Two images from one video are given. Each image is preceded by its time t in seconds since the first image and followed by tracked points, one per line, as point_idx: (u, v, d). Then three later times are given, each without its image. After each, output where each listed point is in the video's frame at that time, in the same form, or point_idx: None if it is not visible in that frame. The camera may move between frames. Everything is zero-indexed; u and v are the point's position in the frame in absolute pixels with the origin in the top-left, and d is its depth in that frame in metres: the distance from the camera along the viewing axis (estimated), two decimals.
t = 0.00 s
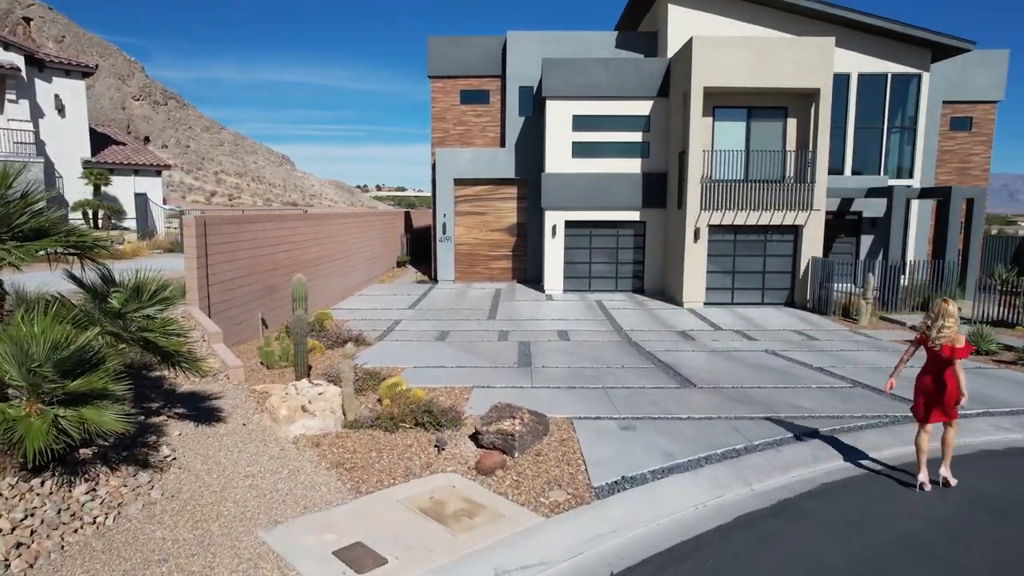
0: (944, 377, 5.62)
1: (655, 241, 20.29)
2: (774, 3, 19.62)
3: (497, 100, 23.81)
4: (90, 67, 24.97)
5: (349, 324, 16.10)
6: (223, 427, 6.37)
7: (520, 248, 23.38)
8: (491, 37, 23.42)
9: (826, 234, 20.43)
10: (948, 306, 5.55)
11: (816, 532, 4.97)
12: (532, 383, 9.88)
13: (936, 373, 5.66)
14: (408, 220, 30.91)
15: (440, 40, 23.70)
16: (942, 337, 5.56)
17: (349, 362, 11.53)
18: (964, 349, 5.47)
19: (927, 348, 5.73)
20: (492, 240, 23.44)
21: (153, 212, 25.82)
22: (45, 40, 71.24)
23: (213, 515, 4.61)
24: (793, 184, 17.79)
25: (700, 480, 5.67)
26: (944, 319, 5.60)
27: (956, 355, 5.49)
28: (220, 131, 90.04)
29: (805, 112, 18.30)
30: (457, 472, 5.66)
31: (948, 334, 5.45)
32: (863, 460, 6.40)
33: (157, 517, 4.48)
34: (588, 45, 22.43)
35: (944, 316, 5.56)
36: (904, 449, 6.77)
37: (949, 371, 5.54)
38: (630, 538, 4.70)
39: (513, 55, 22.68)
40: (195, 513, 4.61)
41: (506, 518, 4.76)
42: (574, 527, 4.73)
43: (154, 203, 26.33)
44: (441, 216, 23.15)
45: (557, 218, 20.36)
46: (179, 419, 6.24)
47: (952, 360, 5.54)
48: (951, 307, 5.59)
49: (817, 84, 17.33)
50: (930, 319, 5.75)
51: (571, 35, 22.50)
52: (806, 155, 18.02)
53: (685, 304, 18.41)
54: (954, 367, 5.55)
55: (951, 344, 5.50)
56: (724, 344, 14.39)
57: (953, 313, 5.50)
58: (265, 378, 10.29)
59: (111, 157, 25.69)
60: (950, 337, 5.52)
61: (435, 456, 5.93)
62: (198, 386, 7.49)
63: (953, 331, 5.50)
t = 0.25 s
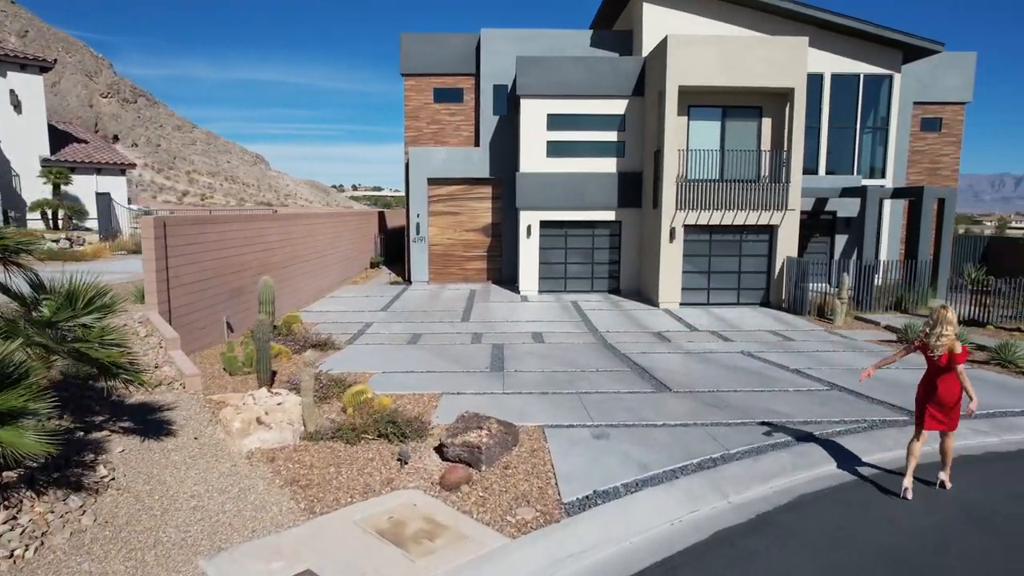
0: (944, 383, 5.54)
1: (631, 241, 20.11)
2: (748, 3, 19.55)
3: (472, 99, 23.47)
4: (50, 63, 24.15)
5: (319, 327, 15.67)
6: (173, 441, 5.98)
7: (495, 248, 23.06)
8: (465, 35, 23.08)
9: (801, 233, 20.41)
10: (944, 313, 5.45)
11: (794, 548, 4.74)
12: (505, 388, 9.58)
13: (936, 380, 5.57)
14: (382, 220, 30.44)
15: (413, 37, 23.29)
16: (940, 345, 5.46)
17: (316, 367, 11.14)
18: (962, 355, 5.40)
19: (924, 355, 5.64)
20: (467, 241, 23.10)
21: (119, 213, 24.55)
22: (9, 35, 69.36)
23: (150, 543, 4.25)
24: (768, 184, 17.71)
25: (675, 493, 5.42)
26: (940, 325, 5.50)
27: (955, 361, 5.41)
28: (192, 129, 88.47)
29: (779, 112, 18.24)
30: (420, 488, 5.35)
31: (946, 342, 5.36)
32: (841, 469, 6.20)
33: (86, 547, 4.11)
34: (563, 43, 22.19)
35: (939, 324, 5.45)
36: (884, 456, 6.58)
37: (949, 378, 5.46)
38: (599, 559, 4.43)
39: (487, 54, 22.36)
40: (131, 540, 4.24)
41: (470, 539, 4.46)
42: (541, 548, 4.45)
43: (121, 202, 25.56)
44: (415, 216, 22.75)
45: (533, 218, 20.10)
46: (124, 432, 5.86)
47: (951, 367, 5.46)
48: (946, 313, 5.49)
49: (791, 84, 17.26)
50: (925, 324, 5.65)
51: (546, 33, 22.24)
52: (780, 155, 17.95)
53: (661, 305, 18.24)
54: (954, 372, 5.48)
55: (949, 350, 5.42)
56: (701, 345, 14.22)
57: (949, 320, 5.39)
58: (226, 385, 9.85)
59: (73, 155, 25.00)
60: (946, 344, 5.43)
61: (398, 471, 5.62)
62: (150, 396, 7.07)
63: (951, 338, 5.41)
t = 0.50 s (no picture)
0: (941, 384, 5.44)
1: (606, 241, 19.92)
2: (722, 2, 19.44)
3: (445, 97, 23.11)
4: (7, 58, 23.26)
5: (286, 331, 15.22)
6: (113, 458, 5.58)
7: (470, 249, 22.73)
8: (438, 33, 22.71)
9: (775, 233, 20.36)
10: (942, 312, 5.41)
11: (770, 565, 4.51)
12: (474, 394, 9.25)
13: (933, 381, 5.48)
14: (355, 220, 29.93)
15: (385, 34, 22.86)
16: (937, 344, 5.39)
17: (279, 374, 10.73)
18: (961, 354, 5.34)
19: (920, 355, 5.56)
20: (441, 241, 22.74)
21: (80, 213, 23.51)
22: None
23: None
24: (743, 184, 17.60)
25: (647, 507, 5.16)
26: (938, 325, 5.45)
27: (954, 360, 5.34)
28: (163, 128, 86.80)
29: (753, 112, 18.14)
30: (376, 506, 5.03)
31: (946, 339, 5.29)
32: (818, 479, 5.99)
33: None
34: (537, 41, 21.92)
35: (938, 323, 5.40)
36: (862, 464, 6.39)
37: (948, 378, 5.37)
38: None
39: (461, 52, 22.02)
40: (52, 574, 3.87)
41: (427, 564, 4.15)
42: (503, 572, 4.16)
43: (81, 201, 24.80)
44: (388, 216, 22.34)
45: (507, 218, 19.80)
46: (60, 449, 5.46)
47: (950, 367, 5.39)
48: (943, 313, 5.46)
49: (766, 83, 17.17)
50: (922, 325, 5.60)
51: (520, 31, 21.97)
52: (755, 155, 17.85)
53: (637, 306, 18.05)
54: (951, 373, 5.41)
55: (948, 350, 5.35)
56: (676, 347, 14.03)
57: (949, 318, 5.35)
58: (184, 393, 9.41)
59: (32, 154, 24.11)
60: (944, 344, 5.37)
61: (354, 488, 5.29)
62: (95, 409, 6.64)
63: (949, 336, 5.35)
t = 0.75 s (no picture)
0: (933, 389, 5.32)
1: (580, 242, 19.71)
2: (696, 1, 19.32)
3: (417, 96, 22.73)
4: None
5: (252, 335, 14.78)
6: (43, 478, 5.19)
7: (443, 249, 22.39)
8: (410, 30, 22.31)
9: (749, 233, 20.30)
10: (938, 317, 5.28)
11: None
12: (441, 401, 8.94)
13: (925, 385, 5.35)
14: (328, 220, 29.41)
15: (356, 32, 22.41)
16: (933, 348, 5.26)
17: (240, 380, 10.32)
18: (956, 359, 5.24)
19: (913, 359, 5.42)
20: (414, 242, 22.37)
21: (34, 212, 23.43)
22: None
23: None
24: (717, 184, 17.48)
25: (614, 524, 4.90)
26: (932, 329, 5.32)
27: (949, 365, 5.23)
28: (133, 126, 85.11)
29: (727, 112, 18.04)
30: (325, 527, 4.70)
31: (944, 344, 5.17)
32: (789, 489, 5.78)
33: None
34: (510, 40, 21.64)
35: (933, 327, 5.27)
36: (837, 472, 6.19)
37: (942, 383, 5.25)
38: None
39: (433, 49, 21.66)
40: None
41: None
42: None
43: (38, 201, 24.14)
44: (359, 216, 21.91)
45: (480, 218, 19.49)
46: None
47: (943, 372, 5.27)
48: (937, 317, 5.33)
49: (739, 83, 17.06)
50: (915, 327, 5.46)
51: (493, 29, 21.67)
52: (729, 154, 17.75)
53: (611, 307, 17.85)
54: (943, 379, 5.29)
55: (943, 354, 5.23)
56: (650, 349, 13.84)
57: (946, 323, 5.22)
58: (136, 403, 8.98)
59: None
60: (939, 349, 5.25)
61: (303, 507, 4.96)
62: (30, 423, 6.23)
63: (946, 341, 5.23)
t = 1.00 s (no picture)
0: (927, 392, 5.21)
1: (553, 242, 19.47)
2: None
3: (388, 94, 22.32)
4: None
5: (213, 340, 14.31)
6: None
7: (415, 250, 22.02)
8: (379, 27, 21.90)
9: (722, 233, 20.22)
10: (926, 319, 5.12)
11: None
12: (405, 408, 8.62)
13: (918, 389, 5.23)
14: (298, 220, 28.86)
15: (324, 28, 21.94)
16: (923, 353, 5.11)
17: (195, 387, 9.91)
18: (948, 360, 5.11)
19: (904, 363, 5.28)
20: (385, 243, 21.97)
21: None
22: None
23: None
24: (689, 183, 17.36)
25: (575, 542, 4.63)
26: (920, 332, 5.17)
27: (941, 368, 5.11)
28: (100, 124, 83.27)
29: (699, 111, 17.93)
30: (264, 551, 4.37)
31: (934, 349, 5.03)
32: (760, 499, 5.58)
33: None
34: (482, 37, 21.33)
35: (922, 330, 5.11)
36: (808, 481, 6.00)
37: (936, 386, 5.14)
38: None
39: (403, 47, 21.28)
40: None
41: None
42: None
43: None
44: (328, 217, 21.45)
45: (451, 218, 19.16)
46: None
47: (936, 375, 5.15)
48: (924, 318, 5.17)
49: (711, 82, 16.94)
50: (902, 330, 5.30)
51: (464, 26, 21.34)
52: (701, 153, 17.64)
53: (584, 308, 17.64)
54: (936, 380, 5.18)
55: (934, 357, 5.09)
56: (623, 351, 13.63)
57: (935, 325, 5.06)
58: (82, 412, 8.53)
59: None
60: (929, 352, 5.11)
61: (244, 528, 4.63)
62: None
63: (936, 344, 5.09)
